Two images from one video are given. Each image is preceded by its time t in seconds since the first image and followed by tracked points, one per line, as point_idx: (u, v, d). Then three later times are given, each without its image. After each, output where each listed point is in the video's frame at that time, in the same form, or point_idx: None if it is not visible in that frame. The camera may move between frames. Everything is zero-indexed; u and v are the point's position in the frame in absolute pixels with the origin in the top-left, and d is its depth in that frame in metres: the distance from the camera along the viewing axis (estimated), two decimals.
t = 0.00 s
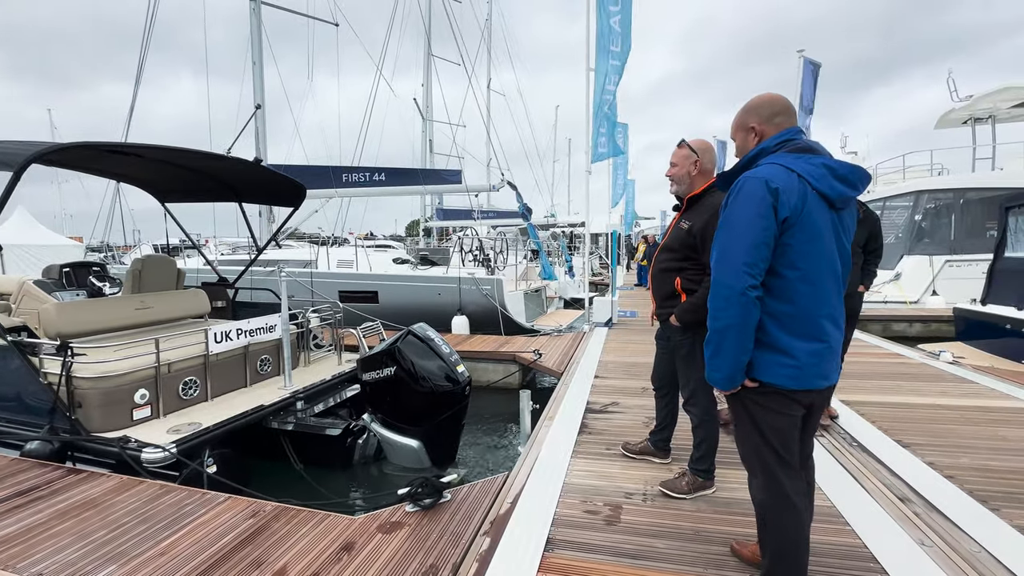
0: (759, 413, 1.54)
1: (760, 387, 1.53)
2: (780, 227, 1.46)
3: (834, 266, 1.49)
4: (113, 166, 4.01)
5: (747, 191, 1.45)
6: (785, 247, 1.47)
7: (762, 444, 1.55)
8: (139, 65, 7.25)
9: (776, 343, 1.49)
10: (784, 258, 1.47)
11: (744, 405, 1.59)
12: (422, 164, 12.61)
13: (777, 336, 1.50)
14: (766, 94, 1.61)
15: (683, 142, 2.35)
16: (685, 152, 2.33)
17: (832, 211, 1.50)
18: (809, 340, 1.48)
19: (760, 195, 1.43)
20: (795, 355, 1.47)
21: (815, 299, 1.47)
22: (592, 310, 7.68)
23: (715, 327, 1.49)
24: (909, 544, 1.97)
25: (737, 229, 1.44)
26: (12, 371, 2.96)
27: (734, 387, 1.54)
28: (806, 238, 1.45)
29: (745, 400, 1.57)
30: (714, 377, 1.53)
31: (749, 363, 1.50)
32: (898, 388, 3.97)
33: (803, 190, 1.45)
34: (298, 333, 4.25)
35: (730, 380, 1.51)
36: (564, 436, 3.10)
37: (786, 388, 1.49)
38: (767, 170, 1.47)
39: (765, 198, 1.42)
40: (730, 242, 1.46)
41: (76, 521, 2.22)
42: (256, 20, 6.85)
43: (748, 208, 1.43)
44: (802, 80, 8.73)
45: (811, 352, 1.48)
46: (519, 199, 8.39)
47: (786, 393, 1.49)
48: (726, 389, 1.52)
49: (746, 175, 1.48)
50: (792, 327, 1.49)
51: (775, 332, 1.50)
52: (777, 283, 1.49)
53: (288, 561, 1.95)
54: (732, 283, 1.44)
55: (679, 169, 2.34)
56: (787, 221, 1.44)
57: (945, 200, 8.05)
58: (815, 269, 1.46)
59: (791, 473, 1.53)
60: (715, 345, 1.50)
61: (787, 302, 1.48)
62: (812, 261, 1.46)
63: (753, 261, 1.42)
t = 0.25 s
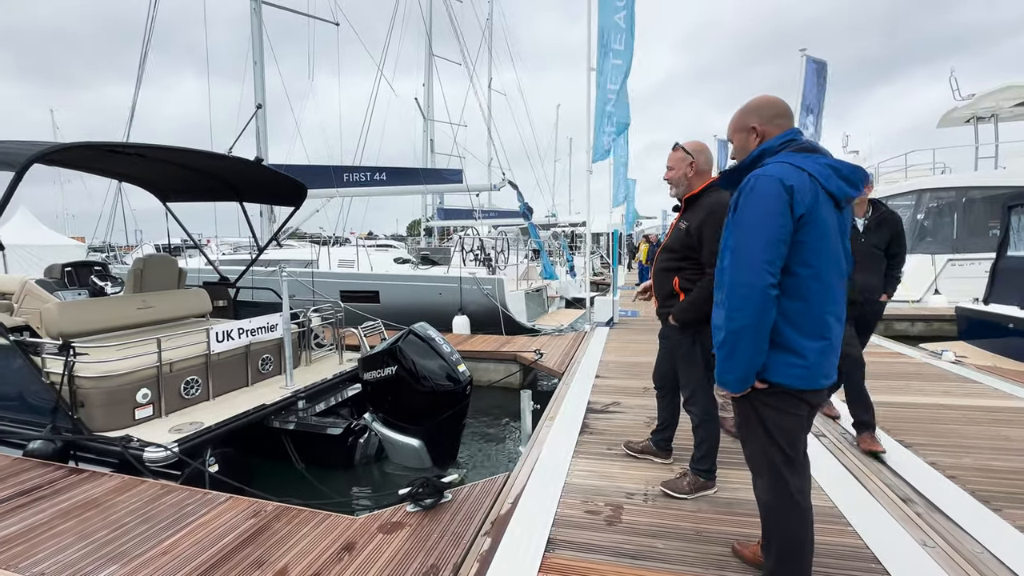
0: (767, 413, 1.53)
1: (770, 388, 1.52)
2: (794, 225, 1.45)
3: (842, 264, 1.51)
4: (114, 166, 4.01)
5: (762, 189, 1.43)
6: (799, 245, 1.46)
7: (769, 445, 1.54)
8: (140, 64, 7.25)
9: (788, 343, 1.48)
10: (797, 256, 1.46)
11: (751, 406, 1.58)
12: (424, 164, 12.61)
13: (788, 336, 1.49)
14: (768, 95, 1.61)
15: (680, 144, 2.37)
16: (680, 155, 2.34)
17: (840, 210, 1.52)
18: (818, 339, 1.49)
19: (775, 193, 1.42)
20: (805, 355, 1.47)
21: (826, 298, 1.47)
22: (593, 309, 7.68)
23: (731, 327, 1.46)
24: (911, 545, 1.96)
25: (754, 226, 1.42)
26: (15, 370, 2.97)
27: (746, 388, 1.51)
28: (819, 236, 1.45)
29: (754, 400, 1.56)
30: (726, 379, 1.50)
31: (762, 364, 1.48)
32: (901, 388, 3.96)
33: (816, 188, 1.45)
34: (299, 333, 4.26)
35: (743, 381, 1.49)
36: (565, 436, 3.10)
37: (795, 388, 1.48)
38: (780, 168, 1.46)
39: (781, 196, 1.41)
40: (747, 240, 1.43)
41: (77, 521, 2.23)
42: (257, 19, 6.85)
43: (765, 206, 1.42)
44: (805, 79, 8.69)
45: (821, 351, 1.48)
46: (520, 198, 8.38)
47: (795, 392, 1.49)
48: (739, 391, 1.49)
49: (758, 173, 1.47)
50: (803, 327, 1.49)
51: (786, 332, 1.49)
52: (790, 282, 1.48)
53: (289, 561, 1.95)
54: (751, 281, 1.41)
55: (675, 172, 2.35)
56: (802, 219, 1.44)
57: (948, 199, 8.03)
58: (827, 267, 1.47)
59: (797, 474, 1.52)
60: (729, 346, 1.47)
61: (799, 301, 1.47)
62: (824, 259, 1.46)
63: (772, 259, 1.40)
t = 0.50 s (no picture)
0: (776, 409, 1.52)
1: (780, 383, 1.51)
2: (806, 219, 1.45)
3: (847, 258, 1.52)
4: (116, 164, 4.02)
5: (776, 182, 1.42)
6: (810, 238, 1.46)
7: (777, 442, 1.53)
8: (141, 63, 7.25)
9: (799, 337, 1.48)
10: (808, 250, 1.46)
11: (760, 402, 1.56)
12: (425, 163, 12.61)
13: (799, 330, 1.49)
14: (772, 95, 1.61)
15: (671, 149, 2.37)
16: (673, 157, 2.35)
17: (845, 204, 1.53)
18: (826, 333, 1.49)
19: (790, 186, 1.41)
20: (814, 349, 1.48)
21: (836, 292, 1.48)
22: (594, 307, 7.68)
23: (746, 323, 1.43)
24: (912, 542, 1.96)
25: (770, 220, 1.40)
26: (18, 368, 2.98)
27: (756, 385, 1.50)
28: (829, 230, 1.46)
29: (763, 397, 1.55)
30: (739, 375, 1.48)
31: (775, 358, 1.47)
32: (903, 386, 3.95)
33: (827, 181, 1.45)
34: (300, 331, 4.27)
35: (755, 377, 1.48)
36: (566, 434, 3.11)
37: (803, 382, 1.49)
38: (792, 161, 1.46)
39: (795, 189, 1.40)
40: (763, 234, 1.41)
41: (80, 519, 2.23)
42: (257, 18, 6.85)
43: (780, 199, 1.40)
44: (806, 77, 8.68)
45: (830, 345, 1.49)
46: (521, 196, 8.38)
47: (803, 388, 1.49)
48: (752, 387, 1.48)
49: (770, 167, 1.46)
50: (813, 320, 1.49)
51: (797, 327, 1.49)
52: (802, 276, 1.48)
53: (291, 559, 1.96)
54: (769, 275, 1.39)
55: (669, 174, 2.36)
56: (815, 212, 1.44)
57: (950, 197, 8.01)
58: (836, 261, 1.47)
59: (804, 471, 1.52)
60: (743, 342, 1.44)
61: (810, 295, 1.47)
62: (833, 253, 1.46)
63: (789, 252, 1.38)
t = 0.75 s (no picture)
0: (781, 406, 1.51)
1: (786, 380, 1.50)
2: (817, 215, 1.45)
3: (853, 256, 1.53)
4: (116, 163, 4.02)
5: (788, 178, 1.42)
6: (821, 235, 1.46)
7: (780, 439, 1.53)
8: (141, 62, 7.25)
9: (807, 333, 1.48)
10: (818, 246, 1.46)
11: (764, 399, 1.55)
12: (426, 161, 12.62)
13: (807, 326, 1.48)
14: (778, 94, 1.59)
15: (675, 142, 2.34)
16: (676, 152, 2.32)
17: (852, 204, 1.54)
18: (833, 331, 1.49)
19: (803, 182, 1.41)
20: (821, 346, 1.48)
21: (843, 289, 1.49)
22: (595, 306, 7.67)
23: (757, 318, 1.42)
24: (914, 541, 1.96)
25: (783, 216, 1.40)
26: (21, 367, 2.99)
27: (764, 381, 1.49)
28: (839, 227, 1.46)
29: (767, 394, 1.54)
30: (748, 372, 1.47)
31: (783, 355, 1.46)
32: (905, 384, 3.95)
33: (837, 179, 1.46)
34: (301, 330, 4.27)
35: (763, 373, 1.47)
36: (567, 432, 3.11)
37: (810, 379, 1.48)
38: (803, 158, 1.46)
39: (808, 185, 1.40)
40: (776, 230, 1.40)
41: (83, 516, 2.24)
42: (257, 17, 6.84)
43: (794, 195, 1.40)
44: (806, 77, 8.68)
45: (837, 341, 1.49)
46: (522, 195, 8.38)
47: (808, 384, 1.50)
48: (760, 383, 1.47)
49: (782, 163, 1.45)
50: (821, 317, 1.49)
51: (805, 323, 1.49)
52: (811, 272, 1.47)
53: (293, 557, 1.96)
54: (782, 270, 1.38)
55: (671, 170, 2.33)
56: (826, 209, 1.44)
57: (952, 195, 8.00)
58: (844, 258, 1.48)
59: (806, 469, 1.52)
60: (754, 338, 1.44)
61: (819, 291, 1.48)
62: (842, 250, 1.47)
63: (801, 248, 1.38)
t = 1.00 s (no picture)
0: (783, 401, 1.51)
1: (790, 376, 1.50)
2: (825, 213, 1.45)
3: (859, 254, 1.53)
4: (117, 162, 4.02)
5: (797, 175, 1.41)
6: (830, 233, 1.45)
7: (782, 433, 1.52)
8: (141, 61, 7.25)
9: (812, 329, 1.48)
10: (826, 244, 1.46)
11: (766, 393, 1.55)
12: (426, 159, 12.61)
13: (812, 322, 1.48)
14: (782, 92, 1.58)
15: (686, 135, 2.33)
16: (688, 145, 2.31)
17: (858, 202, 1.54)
18: (838, 327, 1.49)
19: (812, 180, 1.40)
20: (826, 342, 1.48)
21: (849, 285, 1.49)
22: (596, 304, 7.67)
23: (765, 313, 1.42)
24: (916, 537, 1.96)
25: (792, 212, 1.40)
26: (24, 365, 3.00)
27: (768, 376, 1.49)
28: (847, 225, 1.46)
29: (770, 390, 1.54)
30: (753, 367, 1.47)
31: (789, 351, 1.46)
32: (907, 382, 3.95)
33: (845, 178, 1.46)
34: (303, 328, 4.28)
35: (768, 368, 1.46)
36: (569, 430, 3.11)
37: (814, 375, 1.48)
38: (813, 156, 1.46)
39: (817, 183, 1.40)
40: (785, 226, 1.40)
41: (87, 513, 2.25)
42: (257, 14, 6.84)
43: (802, 192, 1.40)
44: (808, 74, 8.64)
45: (841, 337, 1.49)
46: (523, 192, 8.38)
47: (811, 380, 1.50)
48: (765, 379, 1.47)
49: (791, 161, 1.45)
50: (826, 314, 1.49)
51: (810, 319, 1.49)
52: (818, 270, 1.47)
53: (296, 553, 1.97)
54: (791, 267, 1.38)
55: (681, 162, 2.31)
56: (835, 206, 1.44)
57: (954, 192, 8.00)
58: (850, 255, 1.48)
59: (807, 464, 1.52)
60: (761, 333, 1.43)
61: (825, 288, 1.47)
62: (850, 248, 1.47)
63: (810, 245, 1.38)
